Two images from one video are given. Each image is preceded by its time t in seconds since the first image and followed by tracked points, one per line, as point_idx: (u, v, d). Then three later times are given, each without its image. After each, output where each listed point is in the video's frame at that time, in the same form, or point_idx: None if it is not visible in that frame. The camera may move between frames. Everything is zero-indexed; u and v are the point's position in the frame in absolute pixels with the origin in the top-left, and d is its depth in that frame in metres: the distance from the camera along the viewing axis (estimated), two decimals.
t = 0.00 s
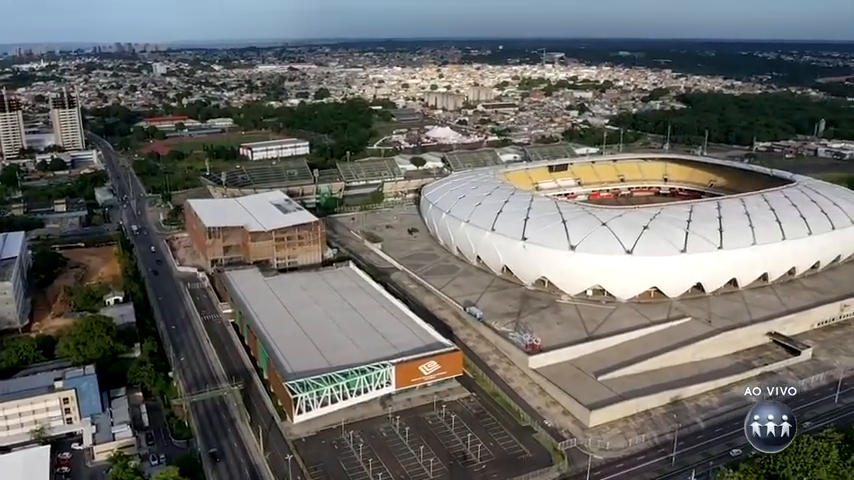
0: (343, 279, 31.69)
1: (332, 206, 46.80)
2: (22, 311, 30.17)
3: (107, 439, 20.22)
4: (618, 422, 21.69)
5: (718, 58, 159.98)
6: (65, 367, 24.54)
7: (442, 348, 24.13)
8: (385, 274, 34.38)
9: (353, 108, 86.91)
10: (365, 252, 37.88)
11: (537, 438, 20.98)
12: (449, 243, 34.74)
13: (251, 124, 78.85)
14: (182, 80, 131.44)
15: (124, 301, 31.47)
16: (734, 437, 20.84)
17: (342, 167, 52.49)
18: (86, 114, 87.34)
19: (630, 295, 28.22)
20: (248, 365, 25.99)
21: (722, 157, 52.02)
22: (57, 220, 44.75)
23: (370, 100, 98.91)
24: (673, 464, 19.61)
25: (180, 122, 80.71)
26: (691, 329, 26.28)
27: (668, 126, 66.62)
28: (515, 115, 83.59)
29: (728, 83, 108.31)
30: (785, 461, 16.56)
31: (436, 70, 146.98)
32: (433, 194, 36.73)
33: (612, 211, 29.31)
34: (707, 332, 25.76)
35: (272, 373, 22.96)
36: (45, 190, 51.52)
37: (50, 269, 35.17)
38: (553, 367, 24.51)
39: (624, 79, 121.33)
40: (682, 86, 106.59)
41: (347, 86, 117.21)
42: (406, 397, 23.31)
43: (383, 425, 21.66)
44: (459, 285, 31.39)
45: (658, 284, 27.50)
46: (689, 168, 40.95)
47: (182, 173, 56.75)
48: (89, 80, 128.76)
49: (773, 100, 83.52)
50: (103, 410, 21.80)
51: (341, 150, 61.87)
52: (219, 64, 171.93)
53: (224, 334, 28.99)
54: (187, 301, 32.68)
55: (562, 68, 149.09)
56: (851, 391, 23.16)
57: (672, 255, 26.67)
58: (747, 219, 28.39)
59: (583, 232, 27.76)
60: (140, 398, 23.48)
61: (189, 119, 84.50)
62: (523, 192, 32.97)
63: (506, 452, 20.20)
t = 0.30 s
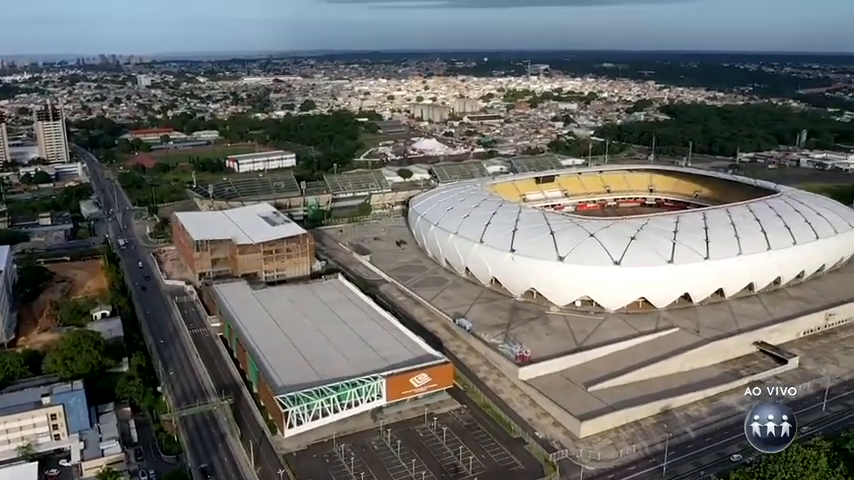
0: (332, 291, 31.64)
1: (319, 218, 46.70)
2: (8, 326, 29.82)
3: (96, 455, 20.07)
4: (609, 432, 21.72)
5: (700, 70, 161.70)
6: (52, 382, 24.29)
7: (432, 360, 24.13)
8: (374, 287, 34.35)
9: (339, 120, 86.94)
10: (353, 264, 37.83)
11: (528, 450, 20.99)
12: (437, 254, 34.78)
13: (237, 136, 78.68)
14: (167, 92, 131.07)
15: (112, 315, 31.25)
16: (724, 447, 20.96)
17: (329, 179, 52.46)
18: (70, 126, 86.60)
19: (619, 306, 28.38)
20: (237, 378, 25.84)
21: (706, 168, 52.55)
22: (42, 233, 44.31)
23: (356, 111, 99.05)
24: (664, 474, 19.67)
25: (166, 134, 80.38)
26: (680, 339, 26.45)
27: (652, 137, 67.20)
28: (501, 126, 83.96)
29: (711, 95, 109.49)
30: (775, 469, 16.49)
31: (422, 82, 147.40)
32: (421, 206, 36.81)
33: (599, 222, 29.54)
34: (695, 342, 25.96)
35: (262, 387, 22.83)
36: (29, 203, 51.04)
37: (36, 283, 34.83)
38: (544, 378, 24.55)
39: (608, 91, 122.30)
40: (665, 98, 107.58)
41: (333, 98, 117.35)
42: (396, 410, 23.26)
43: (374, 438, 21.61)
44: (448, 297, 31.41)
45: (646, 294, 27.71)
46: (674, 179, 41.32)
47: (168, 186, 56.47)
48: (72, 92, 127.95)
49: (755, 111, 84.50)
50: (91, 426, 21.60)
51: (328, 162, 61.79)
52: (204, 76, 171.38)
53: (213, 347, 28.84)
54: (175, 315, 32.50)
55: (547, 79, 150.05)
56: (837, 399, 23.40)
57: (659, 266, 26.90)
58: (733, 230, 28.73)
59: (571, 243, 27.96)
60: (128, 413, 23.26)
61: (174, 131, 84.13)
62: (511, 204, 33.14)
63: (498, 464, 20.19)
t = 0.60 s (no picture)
0: (318, 307, 31.56)
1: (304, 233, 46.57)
2: None
3: (81, 476, 19.85)
4: (597, 446, 21.76)
5: (678, 85, 164.01)
6: (35, 402, 23.95)
7: (421, 375, 24.10)
8: (360, 302, 34.29)
9: (322, 136, 86.93)
10: (339, 280, 37.76)
11: (518, 465, 20.99)
12: (423, 269, 34.84)
13: (220, 152, 78.39)
14: (148, 107, 130.44)
15: (95, 334, 30.96)
16: (712, 459, 21.09)
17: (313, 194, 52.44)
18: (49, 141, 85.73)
19: (604, 319, 28.57)
20: (224, 396, 25.65)
21: (687, 182, 53.17)
22: (22, 251, 43.75)
23: (338, 127, 99.21)
24: None
25: (147, 150, 79.88)
26: (665, 351, 26.66)
27: (633, 151, 67.95)
28: (483, 141, 84.42)
29: (690, 109, 110.97)
30: None
31: (404, 97, 147.95)
32: (407, 221, 36.92)
33: (584, 236, 29.83)
34: (681, 355, 26.18)
35: (250, 404, 22.65)
36: (9, 221, 50.42)
37: (17, 301, 34.37)
38: (531, 392, 24.62)
39: (588, 105, 123.52)
40: (645, 112, 108.83)
41: (315, 113, 117.43)
42: (385, 426, 23.18)
43: (363, 455, 21.50)
44: (434, 312, 31.43)
45: (631, 308, 27.95)
46: (656, 193, 41.79)
47: (151, 202, 56.07)
48: (51, 107, 126.78)
49: (733, 125, 85.74)
50: (76, 446, 21.38)
51: (311, 178, 61.69)
52: (185, 92, 170.73)
53: (198, 364, 28.57)
54: (160, 332, 32.16)
55: (528, 94, 151.09)
56: (821, 409, 23.69)
57: (644, 279, 27.18)
58: (715, 243, 29.13)
59: (556, 258, 28.18)
60: (113, 433, 22.96)
61: (155, 147, 83.57)
62: (496, 219, 33.35)
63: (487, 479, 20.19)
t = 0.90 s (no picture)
0: (305, 321, 31.45)
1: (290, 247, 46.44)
2: None
3: None
4: (587, 458, 21.79)
5: (659, 97, 165.82)
6: (19, 419, 23.63)
7: (409, 389, 24.07)
8: (347, 316, 34.21)
9: (306, 149, 86.80)
10: (326, 294, 37.67)
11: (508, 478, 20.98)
12: (410, 283, 34.87)
13: (204, 165, 78.10)
14: (131, 120, 129.69)
15: (80, 350, 30.60)
16: (700, 469, 21.21)
17: (298, 208, 52.36)
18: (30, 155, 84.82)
19: (591, 332, 28.72)
20: (211, 412, 25.46)
21: (669, 193, 53.75)
22: (4, 266, 43.20)
23: (323, 140, 99.25)
24: None
25: (130, 163, 79.34)
26: (652, 363, 26.86)
27: (616, 164, 68.59)
28: (468, 154, 84.70)
29: (671, 121, 112.19)
30: None
31: (388, 110, 148.25)
32: (393, 234, 36.98)
33: (570, 248, 30.07)
34: (667, 367, 26.38)
35: (238, 420, 22.50)
36: None
37: None
38: (521, 405, 24.67)
39: (571, 118, 124.46)
40: (627, 125, 109.80)
41: (299, 127, 117.40)
42: (374, 440, 23.11)
43: (353, 470, 21.40)
44: (422, 326, 31.43)
45: (618, 320, 28.14)
46: (640, 205, 42.19)
47: (134, 216, 55.64)
48: (32, 121, 125.60)
49: (714, 136, 86.80)
50: (61, 465, 21.19)
51: (296, 191, 61.51)
52: (167, 105, 169.75)
53: (185, 380, 28.32)
54: (146, 347, 31.87)
55: (511, 107, 152.07)
56: (806, 418, 23.95)
57: (629, 291, 27.40)
58: (700, 254, 29.46)
59: (543, 270, 28.35)
60: (99, 451, 22.66)
61: (139, 161, 83.00)
62: (483, 231, 33.52)
63: None
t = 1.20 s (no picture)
0: (293, 336, 31.32)
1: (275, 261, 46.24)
2: None
3: None
4: (576, 470, 21.78)
5: (641, 110, 167.39)
6: (3, 437, 23.32)
7: (398, 403, 24.01)
8: (334, 330, 34.09)
9: (291, 162, 86.60)
10: (313, 308, 37.51)
11: None
12: (397, 296, 34.84)
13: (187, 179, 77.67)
14: (113, 133, 128.78)
15: (64, 366, 30.25)
16: None
17: (283, 221, 52.21)
18: (11, 169, 83.84)
19: (578, 344, 28.83)
20: (199, 428, 25.24)
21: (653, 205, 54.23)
22: None
23: (308, 153, 99.11)
24: None
25: (113, 177, 78.73)
26: (639, 375, 27.00)
27: (600, 176, 69.13)
28: (452, 167, 84.85)
29: (653, 134, 113.30)
30: None
31: (372, 123, 148.36)
32: (379, 248, 36.99)
33: (557, 261, 30.26)
34: (654, 378, 26.54)
35: (226, 436, 22.31)
36: None
37: None
38: (509, 418, 24.68)
39: (555, 130, 125.38)
40: (610, 137, 110.68)
41: (284, 140, 117.15)
42: (363, 455, 22.99)
43: None
44: (409, 339, 31.36)
45: (605, 331, 28.29)
46: (624, 217, 42.52)
47: (118, 230, 55.16)
48: (13, 134, 124.31)
49: (695, 149, 87.82)
50: None
51: (281, 204, 61.27)
52: (150, 117, 168.65)
53: (171, 396, 28.07)
54: (132, 363, 31.61)
55: (494, 119, 152.98)
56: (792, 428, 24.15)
57: (616, 303, 27.60)
58: (684, 266, 29.77)
59: (530, 283, 28.49)
60: (85, 468, 22.37)
61: (122, 174, 82.30)
62: (469, 244, 33.62)
63: None
